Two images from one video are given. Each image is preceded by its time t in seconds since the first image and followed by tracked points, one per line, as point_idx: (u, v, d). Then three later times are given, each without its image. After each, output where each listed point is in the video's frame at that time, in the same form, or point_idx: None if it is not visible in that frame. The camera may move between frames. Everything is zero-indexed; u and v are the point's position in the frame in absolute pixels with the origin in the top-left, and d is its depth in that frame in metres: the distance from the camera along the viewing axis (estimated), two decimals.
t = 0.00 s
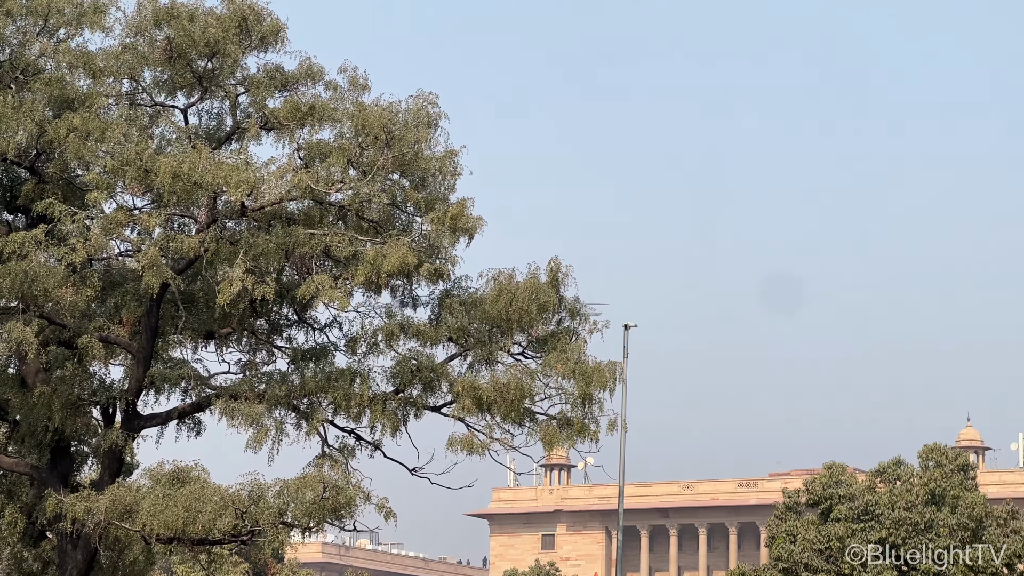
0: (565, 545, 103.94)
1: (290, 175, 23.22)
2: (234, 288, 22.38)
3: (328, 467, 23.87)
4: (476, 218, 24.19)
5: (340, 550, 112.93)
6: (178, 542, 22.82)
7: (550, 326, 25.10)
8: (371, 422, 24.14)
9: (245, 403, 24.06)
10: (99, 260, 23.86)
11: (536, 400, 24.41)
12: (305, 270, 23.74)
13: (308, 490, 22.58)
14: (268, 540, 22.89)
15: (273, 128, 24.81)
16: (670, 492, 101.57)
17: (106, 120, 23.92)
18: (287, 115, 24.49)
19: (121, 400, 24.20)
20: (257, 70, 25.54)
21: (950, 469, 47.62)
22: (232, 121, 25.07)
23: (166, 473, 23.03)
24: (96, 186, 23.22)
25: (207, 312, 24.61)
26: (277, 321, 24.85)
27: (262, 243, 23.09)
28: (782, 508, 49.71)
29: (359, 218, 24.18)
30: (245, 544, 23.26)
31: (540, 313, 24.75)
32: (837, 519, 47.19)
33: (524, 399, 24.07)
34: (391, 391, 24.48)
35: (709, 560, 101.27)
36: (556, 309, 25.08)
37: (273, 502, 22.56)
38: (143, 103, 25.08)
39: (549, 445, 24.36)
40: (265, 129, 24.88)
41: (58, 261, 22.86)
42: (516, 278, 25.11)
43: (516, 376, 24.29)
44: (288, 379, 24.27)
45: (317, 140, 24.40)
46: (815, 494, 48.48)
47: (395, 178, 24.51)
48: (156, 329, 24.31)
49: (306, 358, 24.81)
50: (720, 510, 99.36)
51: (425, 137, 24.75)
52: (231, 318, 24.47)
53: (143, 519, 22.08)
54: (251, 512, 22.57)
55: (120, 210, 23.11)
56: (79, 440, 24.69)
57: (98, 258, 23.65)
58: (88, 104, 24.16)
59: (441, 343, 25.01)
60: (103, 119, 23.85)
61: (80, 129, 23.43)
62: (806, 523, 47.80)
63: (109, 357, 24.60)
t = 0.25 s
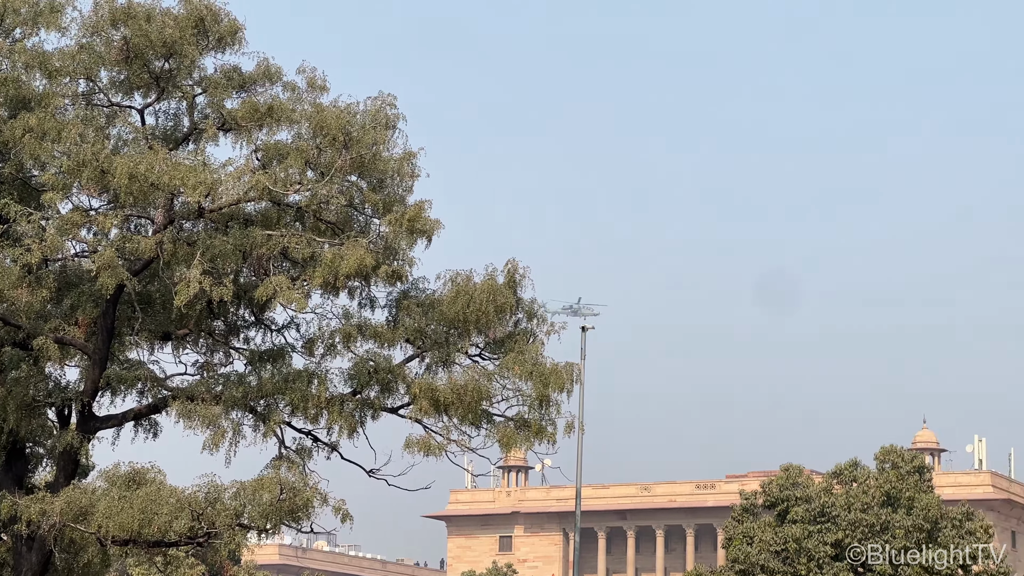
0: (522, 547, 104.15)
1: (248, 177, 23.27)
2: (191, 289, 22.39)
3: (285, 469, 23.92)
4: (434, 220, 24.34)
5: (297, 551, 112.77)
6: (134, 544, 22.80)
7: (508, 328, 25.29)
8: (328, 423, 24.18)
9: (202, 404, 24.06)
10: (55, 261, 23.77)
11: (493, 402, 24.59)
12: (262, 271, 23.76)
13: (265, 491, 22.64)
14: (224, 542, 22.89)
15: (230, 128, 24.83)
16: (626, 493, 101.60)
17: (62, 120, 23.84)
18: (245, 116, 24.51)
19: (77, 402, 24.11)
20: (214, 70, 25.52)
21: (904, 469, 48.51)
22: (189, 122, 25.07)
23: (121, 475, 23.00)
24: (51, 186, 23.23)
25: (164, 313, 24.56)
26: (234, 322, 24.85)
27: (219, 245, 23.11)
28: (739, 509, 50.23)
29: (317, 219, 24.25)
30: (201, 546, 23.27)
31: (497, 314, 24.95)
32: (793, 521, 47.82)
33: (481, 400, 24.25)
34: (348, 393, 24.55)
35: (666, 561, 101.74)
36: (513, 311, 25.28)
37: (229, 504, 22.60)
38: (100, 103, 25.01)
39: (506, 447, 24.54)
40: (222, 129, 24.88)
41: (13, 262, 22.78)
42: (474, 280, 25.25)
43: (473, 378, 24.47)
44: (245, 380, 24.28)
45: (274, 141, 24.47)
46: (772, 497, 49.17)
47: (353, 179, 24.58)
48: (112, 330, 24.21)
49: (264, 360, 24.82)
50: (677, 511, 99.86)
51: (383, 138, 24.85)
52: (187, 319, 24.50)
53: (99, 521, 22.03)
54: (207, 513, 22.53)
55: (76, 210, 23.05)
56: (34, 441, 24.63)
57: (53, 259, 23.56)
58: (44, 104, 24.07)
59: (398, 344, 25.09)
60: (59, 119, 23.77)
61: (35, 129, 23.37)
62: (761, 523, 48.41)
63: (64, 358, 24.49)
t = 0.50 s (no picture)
0: (472, 548, 104.33)
1: (197, 177, 23.31)
2: (140, 291, 22.35)
3: (235, 471, 23.95)
4: (384, 223, 24.50)
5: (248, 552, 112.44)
6: (82, 547, 22.70)
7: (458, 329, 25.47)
8: (279, 424, 24.22)
9: (151, 406, 24.04)
10: (2, 261, 23.63)
11: (444, 402, 24.76)
12: (213, 272, 23.77)
13: (215, 493, 22.66)
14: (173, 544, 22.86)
15: (181, 129, 24.80)
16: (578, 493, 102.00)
17: (10, 120, 23.74)
18: (195, 116, 24.48)
19: (25, 403, 24.00)
20: (164, 70, 25.49)
21: (854, 471, 49.13)
22: (139, 122, 25.02)
23: (70, 477, 22.95)
24: None
25: (113, 314, 24.47)
26: (184, 323, 24.83)
27: (170, 246, 23.09)
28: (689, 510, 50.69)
29: (268, 220, 24.31)
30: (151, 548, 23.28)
31: (448, 315, 25.13)
32: (743, 523, 48.28)
33: (432, 402, 24.39)
34: (299, 394, 24.60)
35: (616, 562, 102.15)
36: (464, 312, 25.45)
37: (178, 506, 22.59)
38: (49, 103, 24.89)
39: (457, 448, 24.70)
40: (173, 130, 24.86)
41: None
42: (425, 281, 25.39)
43: (424, 379, 24.60)
44: (195, 381, 24.26)
45: (226, 141, 24.48)
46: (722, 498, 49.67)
47: (305, 180, 24.63)
48: (61, 330, 24.10)
49: (214, 361, 24.82)
50: (628, 512, 100.29)
51: (335, 139, 24.94)
52: (137, 319, 24.48)
53: (46, 523, 21.97)
54: (156, 515, 22.50)
55: (25, 211, 22.96)
56: None
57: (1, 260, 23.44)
58: None
59: (349, 346, 25.17)
60: (7, 119, 23.66)
61: None
62: (712, 525, 48.88)
63: (12, 360, 24.34)
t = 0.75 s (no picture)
0: (429, 549, 104.37)
1: (154, 177, 23.22)
2: (96, 292, 22.33)
3: (192, 472, 23.98)
4: (342, 224, 24.65)
5: (204, 554, 111.92)
6: (37, 548, 22.56)
7: (415, 331, 25.71)
8: (235, 425, 24.27)
9: (107, 406, 24.02)
10: None
11: (401, 403, 24.92)
12: (169, 272, 23.85)
13: (171, 494, 22.66)
14: (128, 545, 22.90)
15: (137, 128, 24.75)
16: (535, 496, 102.12)
17: None
18: (152, 116, 24.43)
19: None
20: (120, 70, 25.43)
21: (810, 473, 49.46)
22: (95, 122, 24.97)
23: (24, 478, 22.88)
24: None
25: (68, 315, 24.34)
26: (141, 324, 24.76)
27: (126, 245, 23.02)
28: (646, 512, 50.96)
29: (225, 220, 24.41)
30: (105, 549, 23.27)
31: (404, 315, 25.38)
32: (701, 524, 48.69)
33: (389, 402, 24.55)
34: (256, 395, 24.65)
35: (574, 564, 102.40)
36: (421, 313, 25.68)
37: (134, 507, 22.58)
38: (4, 102, 24.68)
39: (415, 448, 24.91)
40: (129, 130, 24.83)
41: None
42: (383, 282, 25.60)
43: (382, 380, 24.74)
44: (151, 382, 24.23)
45: (183, 142, 24.39)
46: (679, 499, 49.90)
47: (262, 181, 24.85)
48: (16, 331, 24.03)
49: (170, 362, 24.81)
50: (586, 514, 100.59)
51: (292, 140, 25.02)
52: (93, 321, 24.41)
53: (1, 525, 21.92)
54: (111, 517, 22.56)
55: None
56: None
57: None
58: None
59: (307, 347, 25.19)
60: None
61: None
62: (669, 526, 49.18)
63: None
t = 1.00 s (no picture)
0: (384, 549, 104.34)
1: (106, 177, 23.27)
2: (46, 292, 22.34)
3: (143, 473, 24.20)
4: (297, 226, 24.68)
5: (155, 557, 111.21)
6: None
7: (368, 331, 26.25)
8: (187, 426, 24.39)
9: (56, 407, 24.17)
10: None
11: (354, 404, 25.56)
12: (120, 272, 23.77)
13: (121, 496, 22.65)
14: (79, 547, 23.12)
15: (88, 128, 24.72)
16: (489, 497, 102.30)
17: None
18: (103, 116, 24.43)
19: None
20: (72, 69, 25.44)
21: (761, 474, 49.85)
22: (46, 121, 24.87)
23: None
24: None
25: (18, 315, 23.98)
26: (92, 324, 24.77)
27: (77, 246, 23.06)
28: (599, 513, 51.11)
29: (178, 220, 24.51)
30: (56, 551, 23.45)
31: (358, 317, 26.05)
32: (652, 526, 48.95)
33: (342, 404, 24.96)
34: (209, 396, 24.94)
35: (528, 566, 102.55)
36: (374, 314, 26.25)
37: (84, 508, 22.58)
38: None
39: (368, 448, 25.43)
40: (80, 129, 24.79)
41: None
42: (335, 283, 26.08)
43: (336, 381, 25.16)
44: (102, 383, 24.21)
45: (134, 142, 24.45)
46: (631, 501, 49.80)
47: (215, 182, 25.06)
48: None
49: (122, 362, 24.84)
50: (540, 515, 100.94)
51: (245, 140, 25.12)
52: (43, 321, 24.13)
53: None
54: (61, 518, 22.76)
55: None
56: None
57: None
58: None
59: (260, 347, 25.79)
60: None
61: None
62: (621, 527, 49.35)
63: None
